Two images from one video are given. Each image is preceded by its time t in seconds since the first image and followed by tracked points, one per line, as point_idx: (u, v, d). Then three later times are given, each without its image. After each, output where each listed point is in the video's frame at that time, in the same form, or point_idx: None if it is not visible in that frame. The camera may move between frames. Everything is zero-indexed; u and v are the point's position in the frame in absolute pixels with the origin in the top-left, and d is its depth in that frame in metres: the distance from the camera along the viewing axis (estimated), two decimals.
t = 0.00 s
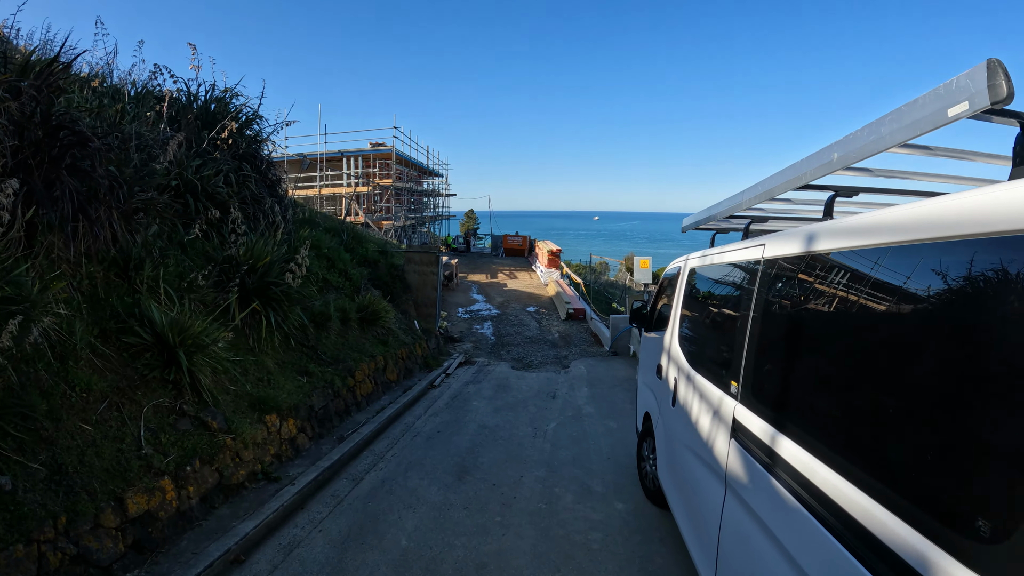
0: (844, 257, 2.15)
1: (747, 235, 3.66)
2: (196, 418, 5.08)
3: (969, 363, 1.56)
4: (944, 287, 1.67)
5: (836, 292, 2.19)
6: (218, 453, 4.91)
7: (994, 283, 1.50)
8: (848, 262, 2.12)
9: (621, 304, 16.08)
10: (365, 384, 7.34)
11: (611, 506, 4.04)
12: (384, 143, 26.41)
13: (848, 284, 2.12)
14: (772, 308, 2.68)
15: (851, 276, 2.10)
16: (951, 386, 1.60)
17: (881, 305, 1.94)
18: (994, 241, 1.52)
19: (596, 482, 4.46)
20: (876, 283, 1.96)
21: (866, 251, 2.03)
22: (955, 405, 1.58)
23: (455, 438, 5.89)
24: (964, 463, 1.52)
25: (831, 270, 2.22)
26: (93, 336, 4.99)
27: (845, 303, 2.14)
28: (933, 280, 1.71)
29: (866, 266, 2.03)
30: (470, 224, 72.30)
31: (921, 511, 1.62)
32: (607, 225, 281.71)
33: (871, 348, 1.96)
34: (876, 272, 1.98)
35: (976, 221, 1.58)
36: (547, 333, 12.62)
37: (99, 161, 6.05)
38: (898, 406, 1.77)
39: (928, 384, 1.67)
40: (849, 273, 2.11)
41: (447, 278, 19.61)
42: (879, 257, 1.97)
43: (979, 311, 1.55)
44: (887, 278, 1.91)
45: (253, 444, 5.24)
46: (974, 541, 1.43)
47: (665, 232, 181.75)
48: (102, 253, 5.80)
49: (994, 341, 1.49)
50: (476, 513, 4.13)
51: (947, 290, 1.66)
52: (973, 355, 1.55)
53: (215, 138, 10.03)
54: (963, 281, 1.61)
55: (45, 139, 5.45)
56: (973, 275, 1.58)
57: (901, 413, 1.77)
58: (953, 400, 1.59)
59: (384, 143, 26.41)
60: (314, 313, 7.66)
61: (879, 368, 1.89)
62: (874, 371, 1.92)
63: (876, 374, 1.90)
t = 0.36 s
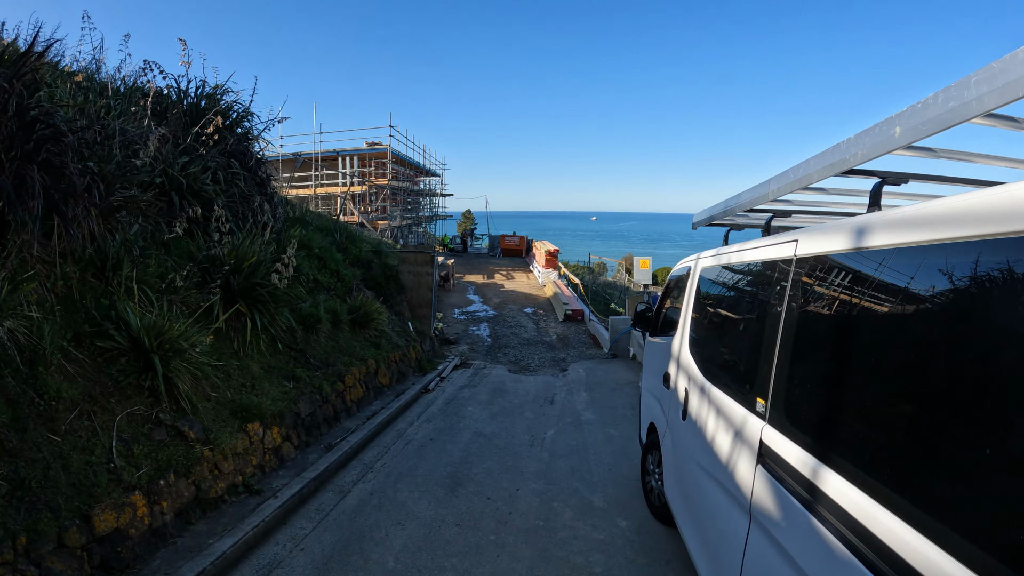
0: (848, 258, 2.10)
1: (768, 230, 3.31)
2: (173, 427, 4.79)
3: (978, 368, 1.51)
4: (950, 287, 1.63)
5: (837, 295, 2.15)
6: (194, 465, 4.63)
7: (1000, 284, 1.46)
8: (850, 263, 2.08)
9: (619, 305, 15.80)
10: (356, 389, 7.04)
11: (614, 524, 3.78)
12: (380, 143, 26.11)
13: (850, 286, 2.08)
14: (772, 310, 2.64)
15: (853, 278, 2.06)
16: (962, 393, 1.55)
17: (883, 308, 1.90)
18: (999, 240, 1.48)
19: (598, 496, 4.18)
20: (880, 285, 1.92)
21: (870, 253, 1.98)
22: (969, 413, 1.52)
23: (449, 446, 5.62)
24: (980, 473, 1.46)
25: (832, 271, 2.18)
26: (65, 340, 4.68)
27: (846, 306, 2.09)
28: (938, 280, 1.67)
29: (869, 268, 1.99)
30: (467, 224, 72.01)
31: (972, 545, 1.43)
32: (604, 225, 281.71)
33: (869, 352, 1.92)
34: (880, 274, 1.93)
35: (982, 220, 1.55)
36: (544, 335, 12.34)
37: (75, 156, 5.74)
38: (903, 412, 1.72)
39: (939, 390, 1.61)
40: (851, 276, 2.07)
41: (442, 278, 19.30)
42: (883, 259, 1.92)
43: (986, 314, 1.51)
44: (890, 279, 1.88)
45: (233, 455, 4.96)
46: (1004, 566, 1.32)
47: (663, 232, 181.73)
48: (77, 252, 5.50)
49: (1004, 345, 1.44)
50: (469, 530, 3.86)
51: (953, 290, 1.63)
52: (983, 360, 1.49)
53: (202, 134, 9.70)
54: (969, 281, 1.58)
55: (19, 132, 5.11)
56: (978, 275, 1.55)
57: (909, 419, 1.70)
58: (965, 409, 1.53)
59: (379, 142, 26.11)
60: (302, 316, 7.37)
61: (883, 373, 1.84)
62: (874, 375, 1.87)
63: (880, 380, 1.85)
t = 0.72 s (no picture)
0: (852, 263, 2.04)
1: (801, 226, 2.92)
2: (148, 436, 4.51)
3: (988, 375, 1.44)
4: (954, 292, 1.57)
5: (838, 300, 2.09)
6: (169, 477, 4.35)
7: (1009, 288, 1.40)
8: (852, 267, 2.03)
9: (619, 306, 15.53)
10: (346, 393, 6.74)
11: (618, 545, 3.51)
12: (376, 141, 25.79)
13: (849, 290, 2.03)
14: (774, 315, 2.58)
15: (854, 283, 2.00)
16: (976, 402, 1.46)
17: (883, 313, 1.84)
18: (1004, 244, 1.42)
19: (598, 512, 3.92)
20: (879, 290, 1.86)
21: (871, 257, 1.93)
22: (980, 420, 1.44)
23: (442, 454, 5.35)
24: (989, 482, 1.39)
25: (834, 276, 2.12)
26: (35, 343, 4.39)
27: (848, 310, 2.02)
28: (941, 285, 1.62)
29: (869, 272, 1.93)
30: (465, 224, 71.58)
31: None
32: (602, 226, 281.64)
33: (871, 357, 1.86)
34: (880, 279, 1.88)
35: (987, 224, 1.48)
36: (542, 337, 12.05)
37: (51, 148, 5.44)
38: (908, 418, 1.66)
39: (946, 397, 1.54)
40: (852, 280, 2.01)
41: (439, 278, 18.98)
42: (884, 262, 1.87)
43: (995, 317, 1.45)
44: (890, 284, 1.82)
45: (212, 465, 4.69)
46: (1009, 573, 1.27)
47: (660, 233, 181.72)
48: (52, 249, 5.21)
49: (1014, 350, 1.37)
50: (462, 550, 3.59)
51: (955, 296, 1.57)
52: (994, 365, 1.42)
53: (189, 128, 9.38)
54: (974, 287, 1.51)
55: None
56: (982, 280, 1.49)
57: (922, 430, 1.60)
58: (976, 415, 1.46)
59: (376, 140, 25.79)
60: (290, 316, 7.09)
61: (890, 378, 1.75)
62: (877, 381, 1.81)
63: (885, 387, 1.77)
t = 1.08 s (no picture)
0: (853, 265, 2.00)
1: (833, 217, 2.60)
2: (119, 448, 4.23)
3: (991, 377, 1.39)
4: (955, 293, 1.53)
5: (839, 302, 2.05)
6: (140, 492, 4.08)
7: (1012, 289, 1.36)
8: (852, 269, 2.00)
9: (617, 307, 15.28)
10: (335, 399, 6.46)
11: (620, 566, 3.27)
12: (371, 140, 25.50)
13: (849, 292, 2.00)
14: (772, 315, 2.53)
15: (857, 284, 1.95)
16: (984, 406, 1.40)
17: (881, 315, 1.80)
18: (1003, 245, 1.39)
19: (599, 530, 3.67)
20: (880, 292, 1.82)
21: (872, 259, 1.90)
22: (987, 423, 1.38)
23: (434, 463, 5.09)
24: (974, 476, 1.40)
25: (835, 278, 2.08)
26: None
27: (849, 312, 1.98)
28: (936, 286, 1.59)
29: (870, 274, 1.90)
30: (461, 224, 71.29)
31: None
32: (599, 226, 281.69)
33: (871, 357, 1.81)
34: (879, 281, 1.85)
35: (989, 228, 1.45)
36: (538, 338, 11.78)
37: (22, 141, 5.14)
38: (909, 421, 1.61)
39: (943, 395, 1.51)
40: (852, 282, 1.97)
41: (434, 279, 18.69)
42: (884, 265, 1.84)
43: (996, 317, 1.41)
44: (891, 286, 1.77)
45: (188, 478, 4.43)
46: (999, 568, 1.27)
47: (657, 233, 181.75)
48: (21, 248, 4.92)
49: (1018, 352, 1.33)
50: (453, 572, 3.33)
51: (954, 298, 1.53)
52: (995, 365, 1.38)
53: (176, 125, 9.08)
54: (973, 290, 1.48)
55: None
56: (981, 283, 1.45)
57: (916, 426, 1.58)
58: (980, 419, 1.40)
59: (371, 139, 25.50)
60: (272, 318, 6.78)
61: (895, 381, 1.69)
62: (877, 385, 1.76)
63: (885, 387, 1.72)
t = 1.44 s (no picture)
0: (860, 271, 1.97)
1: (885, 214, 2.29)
2: (88, 458, 3.96)
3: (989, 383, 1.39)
4: (960, 302, 1.52)
5: (838, 307, 2.06)
6: (107, 508, 3.81)
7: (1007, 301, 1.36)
8: (856, 274, 1.98)
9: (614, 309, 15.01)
10: (322, 404, 6.18)
11: None
12: (367, 138, 25.18)
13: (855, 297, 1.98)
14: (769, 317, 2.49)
15: (859, 291, 1.96)
16: (989, 416, 1.38)
17: (889, 322, 1.80)
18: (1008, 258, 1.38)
19: (601, 552, 3.42)
20: (884, 299, 1.83)
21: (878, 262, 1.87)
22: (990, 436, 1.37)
23: (425, 474, 4.83)
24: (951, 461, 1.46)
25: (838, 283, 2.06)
26: None
27: (853, 318, 1.97)
28: (945, 295, 1.58)
29: (875, 280, 1.88)
30: (458, 224, 70.98)
31: None
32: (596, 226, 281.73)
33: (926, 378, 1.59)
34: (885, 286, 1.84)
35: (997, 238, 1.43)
36: (535, 341, 11.52)
37: None
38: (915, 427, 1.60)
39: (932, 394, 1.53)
40: (855, 287, 1.97)
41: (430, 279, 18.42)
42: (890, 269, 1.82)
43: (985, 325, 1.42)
44: (897, 293, 1.78)
45: (160, 492, 4.17)
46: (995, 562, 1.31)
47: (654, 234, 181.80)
48: None
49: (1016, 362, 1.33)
50: None
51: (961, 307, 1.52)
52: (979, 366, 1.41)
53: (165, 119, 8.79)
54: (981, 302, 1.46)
55: None
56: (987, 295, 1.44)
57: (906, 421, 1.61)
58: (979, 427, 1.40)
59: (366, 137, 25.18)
60: (254, 318, 6.48)
61: (976, 416, 1.41)
62: (907, 399, 1.65)
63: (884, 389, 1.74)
